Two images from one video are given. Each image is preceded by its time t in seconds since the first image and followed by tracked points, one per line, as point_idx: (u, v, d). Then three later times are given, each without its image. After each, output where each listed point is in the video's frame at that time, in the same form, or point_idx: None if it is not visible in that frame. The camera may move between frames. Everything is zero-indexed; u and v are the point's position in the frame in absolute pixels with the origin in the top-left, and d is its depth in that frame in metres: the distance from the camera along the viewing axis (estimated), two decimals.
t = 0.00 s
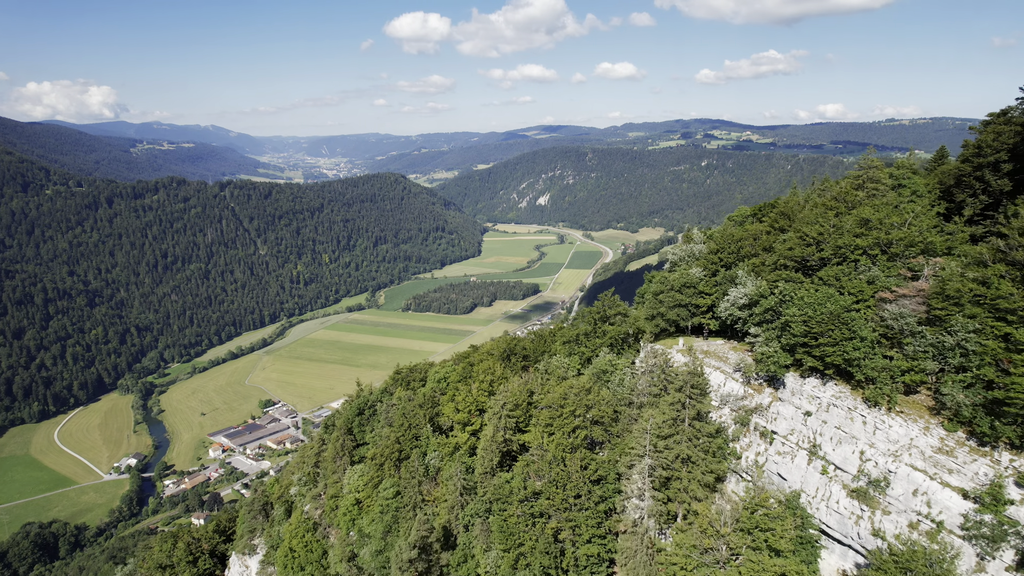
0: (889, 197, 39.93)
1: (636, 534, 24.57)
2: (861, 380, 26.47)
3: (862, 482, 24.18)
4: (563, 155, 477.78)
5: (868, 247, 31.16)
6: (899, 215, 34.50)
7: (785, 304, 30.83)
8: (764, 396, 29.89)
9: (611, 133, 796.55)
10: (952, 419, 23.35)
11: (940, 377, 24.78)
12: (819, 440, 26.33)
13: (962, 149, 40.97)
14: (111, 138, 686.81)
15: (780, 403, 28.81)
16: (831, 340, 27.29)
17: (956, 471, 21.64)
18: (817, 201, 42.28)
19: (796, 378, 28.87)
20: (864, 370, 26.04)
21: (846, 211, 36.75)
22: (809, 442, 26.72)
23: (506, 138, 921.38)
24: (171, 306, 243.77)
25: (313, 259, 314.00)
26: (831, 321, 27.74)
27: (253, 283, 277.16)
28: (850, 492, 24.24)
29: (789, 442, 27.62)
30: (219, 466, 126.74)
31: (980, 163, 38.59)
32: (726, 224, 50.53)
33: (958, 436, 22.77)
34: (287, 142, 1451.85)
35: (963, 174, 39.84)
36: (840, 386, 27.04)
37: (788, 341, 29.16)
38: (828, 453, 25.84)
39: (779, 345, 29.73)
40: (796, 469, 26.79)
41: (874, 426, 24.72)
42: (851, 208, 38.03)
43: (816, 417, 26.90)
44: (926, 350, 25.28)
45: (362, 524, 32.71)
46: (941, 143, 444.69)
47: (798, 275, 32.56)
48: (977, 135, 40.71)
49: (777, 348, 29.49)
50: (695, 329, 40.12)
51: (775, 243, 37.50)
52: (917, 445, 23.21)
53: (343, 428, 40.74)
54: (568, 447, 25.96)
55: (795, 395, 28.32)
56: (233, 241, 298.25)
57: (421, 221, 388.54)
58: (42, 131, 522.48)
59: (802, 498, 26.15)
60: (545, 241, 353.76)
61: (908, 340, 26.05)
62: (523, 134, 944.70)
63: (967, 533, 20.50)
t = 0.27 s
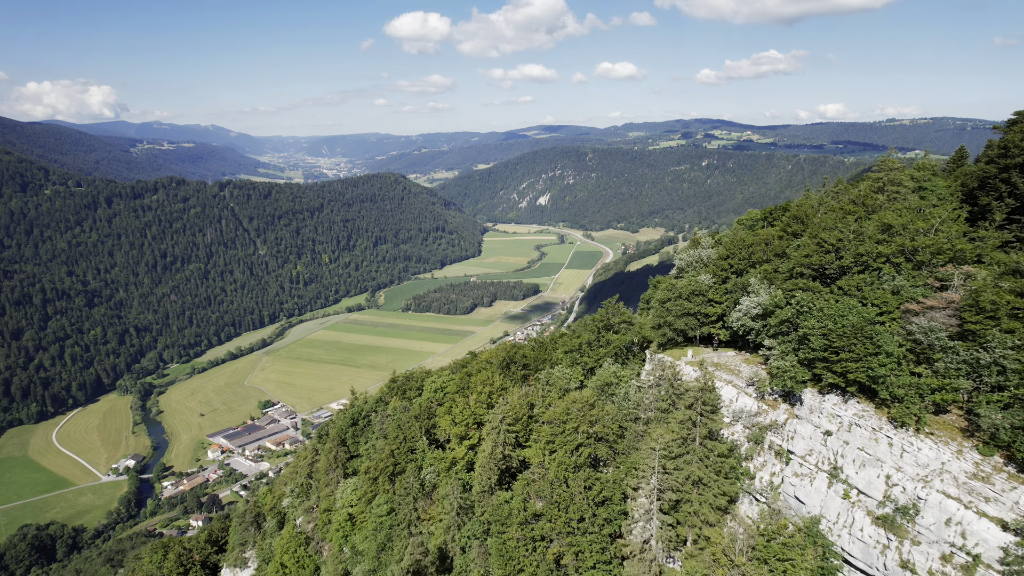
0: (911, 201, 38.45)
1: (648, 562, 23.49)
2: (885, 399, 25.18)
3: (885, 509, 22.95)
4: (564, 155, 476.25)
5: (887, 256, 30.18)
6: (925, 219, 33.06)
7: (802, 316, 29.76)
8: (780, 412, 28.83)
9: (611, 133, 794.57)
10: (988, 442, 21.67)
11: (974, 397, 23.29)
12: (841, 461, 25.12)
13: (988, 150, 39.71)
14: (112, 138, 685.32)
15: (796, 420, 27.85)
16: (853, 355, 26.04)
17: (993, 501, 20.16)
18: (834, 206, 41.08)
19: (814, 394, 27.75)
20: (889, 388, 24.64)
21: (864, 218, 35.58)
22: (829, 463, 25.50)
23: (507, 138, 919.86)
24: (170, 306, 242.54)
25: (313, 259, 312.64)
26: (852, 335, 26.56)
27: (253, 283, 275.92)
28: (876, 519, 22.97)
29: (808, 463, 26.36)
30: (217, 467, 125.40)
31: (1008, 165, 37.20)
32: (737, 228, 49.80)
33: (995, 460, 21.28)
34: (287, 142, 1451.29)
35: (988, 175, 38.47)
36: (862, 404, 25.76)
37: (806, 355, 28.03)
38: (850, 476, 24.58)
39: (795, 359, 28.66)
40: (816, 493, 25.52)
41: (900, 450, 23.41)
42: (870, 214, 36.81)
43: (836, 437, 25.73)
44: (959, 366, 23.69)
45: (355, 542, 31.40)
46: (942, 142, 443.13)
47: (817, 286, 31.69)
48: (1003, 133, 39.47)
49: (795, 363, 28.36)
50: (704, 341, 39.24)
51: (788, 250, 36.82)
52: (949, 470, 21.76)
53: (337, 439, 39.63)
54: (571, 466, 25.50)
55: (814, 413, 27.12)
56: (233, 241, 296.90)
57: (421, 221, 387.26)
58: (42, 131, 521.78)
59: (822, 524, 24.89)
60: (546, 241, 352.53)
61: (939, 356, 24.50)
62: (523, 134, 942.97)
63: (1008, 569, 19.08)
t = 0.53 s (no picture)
0: (935, 204, 37.09)
1: None
2: (914, 420, 23.90)
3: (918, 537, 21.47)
4: (564, 155, 474.83)
5: (914, 263, 28.82)
6: (953, 228, 31.83)
7: (822, 329, 28.77)
8: (795, 431, 27.93)
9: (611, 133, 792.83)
10: None
11: (1013, 421, 21.99)
12: (866, 485, 23.87)
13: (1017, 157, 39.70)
14: (111, 138, 682.65)
15: (815, 439, 26.75)
16: (880, 372, 24.80)
17: None
18: (852, 208, 39.99)
19: (835, 412, 26.66)
20: (916, 408, 23.38)
21: (886, 223, 34.41)
22: (854, 488, 24.26)
23: (506, 138, 918.03)
24: (170, 306, 241.15)
25: (312, 259, 311.23)
26: (878, 351, 25.37)
27: (253, 283, 274.51)
28: (906, 550, 21.58)
29: (829, 488, 25.22)
30: (216, 469, 123.94)
31: None
32: (748, 232, 49.31)
33: None
34: (286, 142, 1449.50)
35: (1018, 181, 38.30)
36: (888, 424, 24.58)
37: (827, 371, 26.92)
38: (876, 502, 23.28)
39: (813, 374, 27.62)
40: (840, 520, 24.25)
41: (930, 476, 22.06)
42: (892, 219, 35.70)
43: (861, 460, 24.52)
44: (998, 387, 22.42)
45: (347, 560, 30.33)
46: (942, 143, 441.89)
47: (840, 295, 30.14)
48: None
49: (814, 380, 27.22)
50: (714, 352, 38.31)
51: (803, 256, 35.91)
52: (987, 499, 20.31)
53: (329, 451, 38.32)
54: (572, 487, 25.01)
55: (835, 433, 25.97)
56: (232, 241, 295.43)
57: (421, 221, 385.80)
58: (42, 130, 520.02)
59: (845, 552, 23.68)
60: (546, 241, 351.21)
61: (973, 376, 23.24)
62: (523, 134, 941.12)
63: None
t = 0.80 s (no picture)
0: (964, 208, 35.89)
1: None
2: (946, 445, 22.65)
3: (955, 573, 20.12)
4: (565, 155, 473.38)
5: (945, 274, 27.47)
6: (988, 233, 30.32)
7: (843, 344, 27.65)
8: (814, 451, 26.95)
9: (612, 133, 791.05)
10: None
11: None
12: (895, 513, 22.57)
13: None
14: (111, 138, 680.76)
15: (834, 461, 25.71)
16: (910, 394, 23.59)
17: None
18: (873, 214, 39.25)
19: (858, 434, 25.51)
20: (956, 432, 21.99)
21: (913, 228, 33.12)
22: (882, 517, 22.91)
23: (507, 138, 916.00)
24: (169, 306, 239.80)
25: (312, 259, 309.82)
26: (907, 371, 24.21)
27: (253, 283, 273.03)
28: None
29: (854, 516, 23.89)
30: (215, 470, 122.73)
31: None
32: (760, 239, 48.99)
33: None
34: (286, 142, 1447.60)
35: None
36: (920, 449, 23.19)
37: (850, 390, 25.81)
38: (909, 534, 21.80)
39: (834, 392, 26.53)
40: (868, 551, 22.93)
41: (968, 508, 20.60)
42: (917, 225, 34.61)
43: (888, 486, 23.24)
44: None
45: None
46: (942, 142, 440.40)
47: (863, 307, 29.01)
48: None
49: (835, 399, 26.02)
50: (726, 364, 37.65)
51: (819, 263, 35.18)
52: None
53: (321, 463, 38.20)
54: (576, 512, 25.39)
55: (859, 457, 24.75)
56: (232, 241, 293.96)
57: (422, 220, 384.37)
58: (42, 130, 518.44)
59: None
60: (546, 241, 349.83)
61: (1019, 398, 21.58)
62: (523, 134, 939.43)
63: None
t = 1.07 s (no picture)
0: (996, 213, 34.51)
1: None
2: (983, 473, 21.38)
3: None
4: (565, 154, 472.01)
5: (981, 285, 25.92)
6: None
7: (871, 362, 26.32)
8: (836, 474, 25.91)
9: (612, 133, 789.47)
10: None
11: None
12: (929, 547, 21.34)
13: None
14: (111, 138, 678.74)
15: (860, 488, 24.56)
16: (947, 419, 22.12)
17: None
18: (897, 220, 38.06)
19: (886, 459, 24.31)
20: (1001, 462, 20.51)
21: (943, 235, 31.66)
22: (915, 551, 21.69)
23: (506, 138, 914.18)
24: (168, 307, 238.47)
25: (312, 259, 308.47)
26: (943, 394, 22.72)
27: (252, 283, 271.75)
28: None
29: (883, 550, 22.69)
30: (213, 471, 121.30)
31: None
32: (771, 246, 48.32)
33: None
34: (286, 142, 1445.54)
35: None
36: (958, 478, 21.76)
37: (877, 412, 24.59)
38: (945, 573, 20.54)
39: (859, 412, 25.33)
40: None
41: (1016, 546, 19.11)
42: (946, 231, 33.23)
43: (923, 518, 21.93)
44: None
45: None
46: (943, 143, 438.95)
47: (891, 320, 27.65)
48: None
49: (859, 421, 24.83)
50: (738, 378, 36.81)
51: (837, 270, 34.35)
52: None
53: (313, 478, 37.94)
54: (581, 540, 24.95)
55: (888, 485, 23.54)
56: (231, 241, 292.53)
57: (422, 220, 383.02)
58: (41, 130, 516.82)
59: None
60: (547, 241, 348.57)
61: None
62: (523, 134, 938.09)
63: None
